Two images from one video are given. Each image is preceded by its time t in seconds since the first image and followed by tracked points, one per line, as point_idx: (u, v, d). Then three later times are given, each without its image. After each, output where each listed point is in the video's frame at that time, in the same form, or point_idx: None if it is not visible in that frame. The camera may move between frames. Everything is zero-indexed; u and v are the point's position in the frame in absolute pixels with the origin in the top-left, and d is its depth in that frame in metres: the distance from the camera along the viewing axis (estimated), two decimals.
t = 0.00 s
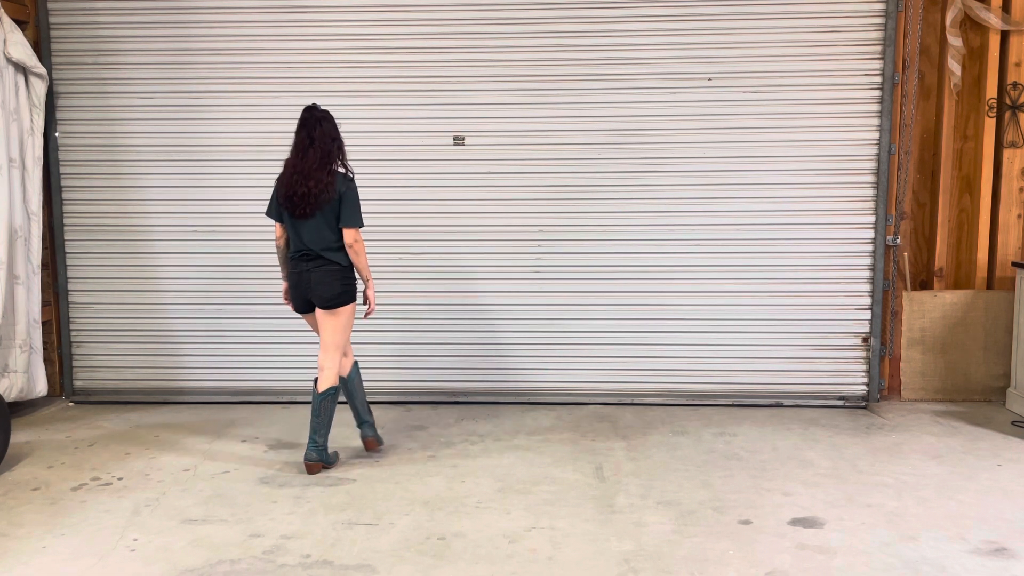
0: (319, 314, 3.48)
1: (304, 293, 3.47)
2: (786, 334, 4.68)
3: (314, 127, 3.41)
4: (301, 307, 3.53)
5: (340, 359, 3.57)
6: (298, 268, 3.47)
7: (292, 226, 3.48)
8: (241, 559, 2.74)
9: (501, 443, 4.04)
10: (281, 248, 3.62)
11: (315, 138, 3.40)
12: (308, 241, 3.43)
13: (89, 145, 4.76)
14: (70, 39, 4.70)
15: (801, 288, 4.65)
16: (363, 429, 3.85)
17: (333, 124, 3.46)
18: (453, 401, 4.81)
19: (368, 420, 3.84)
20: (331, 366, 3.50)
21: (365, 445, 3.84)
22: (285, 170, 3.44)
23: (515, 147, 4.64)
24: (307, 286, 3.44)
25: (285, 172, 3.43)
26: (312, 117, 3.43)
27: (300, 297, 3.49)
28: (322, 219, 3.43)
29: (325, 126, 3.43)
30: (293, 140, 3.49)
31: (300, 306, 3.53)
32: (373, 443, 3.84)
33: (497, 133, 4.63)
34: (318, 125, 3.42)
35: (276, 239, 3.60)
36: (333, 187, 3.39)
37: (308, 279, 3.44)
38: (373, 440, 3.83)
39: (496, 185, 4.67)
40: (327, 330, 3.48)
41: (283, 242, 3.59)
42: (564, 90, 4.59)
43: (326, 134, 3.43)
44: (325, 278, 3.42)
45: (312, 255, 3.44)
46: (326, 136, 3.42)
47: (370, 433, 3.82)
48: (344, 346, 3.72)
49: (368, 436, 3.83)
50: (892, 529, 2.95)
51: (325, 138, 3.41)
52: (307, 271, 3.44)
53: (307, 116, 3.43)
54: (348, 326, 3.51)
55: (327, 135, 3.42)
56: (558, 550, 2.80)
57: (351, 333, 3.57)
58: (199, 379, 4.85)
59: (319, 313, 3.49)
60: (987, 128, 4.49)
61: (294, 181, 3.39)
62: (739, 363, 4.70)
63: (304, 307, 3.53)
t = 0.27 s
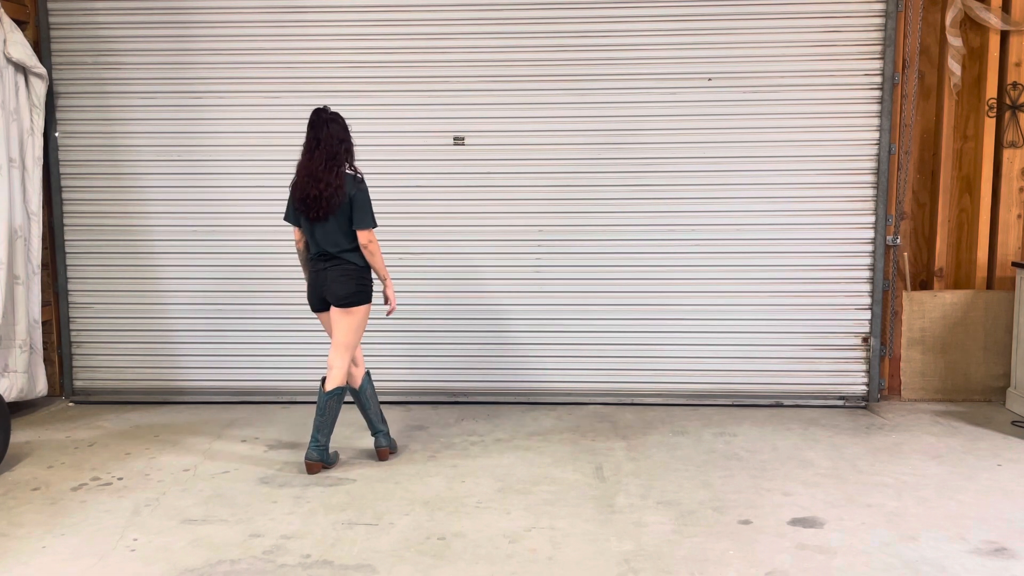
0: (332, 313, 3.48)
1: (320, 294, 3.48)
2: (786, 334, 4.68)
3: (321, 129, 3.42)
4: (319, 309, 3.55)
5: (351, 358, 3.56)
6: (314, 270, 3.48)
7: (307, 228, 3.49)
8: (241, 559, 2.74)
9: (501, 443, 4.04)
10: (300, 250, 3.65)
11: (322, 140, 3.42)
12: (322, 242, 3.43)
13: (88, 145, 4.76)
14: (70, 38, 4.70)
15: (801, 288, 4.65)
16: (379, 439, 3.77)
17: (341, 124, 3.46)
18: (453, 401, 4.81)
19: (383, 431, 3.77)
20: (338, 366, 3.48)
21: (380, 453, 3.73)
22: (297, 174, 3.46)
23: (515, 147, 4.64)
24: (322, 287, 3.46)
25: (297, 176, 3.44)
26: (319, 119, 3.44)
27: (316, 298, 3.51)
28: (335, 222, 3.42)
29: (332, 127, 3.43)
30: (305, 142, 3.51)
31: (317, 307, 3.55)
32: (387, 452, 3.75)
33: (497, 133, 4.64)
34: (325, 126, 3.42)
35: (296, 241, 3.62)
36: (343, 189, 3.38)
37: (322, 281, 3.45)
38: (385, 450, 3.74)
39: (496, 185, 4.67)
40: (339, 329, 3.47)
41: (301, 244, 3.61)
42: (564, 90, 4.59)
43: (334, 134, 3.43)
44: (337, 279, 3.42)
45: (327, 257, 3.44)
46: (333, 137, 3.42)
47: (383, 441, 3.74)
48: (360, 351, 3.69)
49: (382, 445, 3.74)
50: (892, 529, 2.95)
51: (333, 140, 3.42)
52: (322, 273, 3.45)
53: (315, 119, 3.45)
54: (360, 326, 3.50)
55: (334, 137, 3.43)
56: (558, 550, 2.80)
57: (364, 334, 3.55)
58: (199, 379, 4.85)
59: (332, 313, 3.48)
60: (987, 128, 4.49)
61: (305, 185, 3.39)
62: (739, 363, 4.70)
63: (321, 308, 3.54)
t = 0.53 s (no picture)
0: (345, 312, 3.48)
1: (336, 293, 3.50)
2: (786, 334, 4.68)
3: (331, 129, 3.43)
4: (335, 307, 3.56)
5: (360, 357, 3.56)
6: (331, 268, 3.50)
7: (323, 227, 3.51)
8: (241, 559, 2.74)
9: (501, 443, 4.04)
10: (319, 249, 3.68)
11: (332, 139, 3.42)
12: (338, 241, 3.45)
13: (88, 145, 4.76)
14: (70, 38, 4.70)
15: (801, 288, 4.65)
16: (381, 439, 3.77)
17: (353, 124, 3.45)
18: (453, 401, 4.81)
19: (387, 432, 3.78)
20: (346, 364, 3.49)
21: (382, 454, 3.74)
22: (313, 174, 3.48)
23: (515, 147, 4.64)
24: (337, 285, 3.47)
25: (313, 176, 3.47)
26: (331, 118, 3.44)
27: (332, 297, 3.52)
28: (350, 219, 3.43)
29: (342, 127, 3.43)
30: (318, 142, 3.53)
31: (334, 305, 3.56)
32: (388, 454, 3.75)
33: (497, 133, 4.64)
34: (335, 126, 3.43)
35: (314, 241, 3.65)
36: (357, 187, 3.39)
37: (338, 279, 3.46)
38: (387, 451, 3.75)
39: (496, 185, 4.67)
40: (350, 327, 3.46)
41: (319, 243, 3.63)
42: (564, 90, 4.59)
43: (344, 134, 3.43)
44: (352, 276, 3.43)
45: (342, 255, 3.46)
46: (343, 137, 3.42)
47: (385, 442, 3.74)
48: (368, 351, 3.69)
49: (384, 445, 3.74)
50: (893, 529, 2.95)
51: (343, 139, 3.42)
52: (338, 271, 3.46)
53: (326, 118, 3.46)
54: (371, 326, 3.50)
55: (345, 136, 3.42)
56: (558, 550, 2.80)
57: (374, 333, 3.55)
58: (199, 379, 4.85)
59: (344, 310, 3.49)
60: (987, 128, 4.49)
61: (320, 184, 3.41)
62: (739, 363, 4.70)
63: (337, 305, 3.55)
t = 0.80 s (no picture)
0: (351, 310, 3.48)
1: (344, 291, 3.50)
2: (786, 334, 4.68)
3: (340, 129, 3.44)
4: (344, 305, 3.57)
5: (365, 356, 3.55)
6: (340, 266, 3.51)
7: (334, 226, 3.52)
8: (241, 559, 2.74)
9: (502, 443, 4.04)
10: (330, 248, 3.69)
11: (341, 140, 3.43)
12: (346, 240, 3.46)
13: (88, 145, 4.75)
14: (70, 38, 4.70)
15: (801, 288, 4.65)
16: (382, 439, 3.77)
17: (362, 125, 3.46)
18: (453, 401, 4.81)
19: (387, 431, 3.77)
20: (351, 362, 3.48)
21: (382, 454, 3.73)
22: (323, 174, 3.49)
23: (514, 148, 4.64)
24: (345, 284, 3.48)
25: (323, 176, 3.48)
26: (341, 119, 3.46)
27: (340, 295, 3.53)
28: (359, 219, 3.44)
29: (351, 127, 3.44)
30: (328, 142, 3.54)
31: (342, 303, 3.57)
32: (388, 454, 3.75)
33: (497, 133, 4.64)
34: (343, 127, 3.44)
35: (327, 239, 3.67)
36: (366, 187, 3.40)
37: (346, 278, 3.47)
38: (387, 450, 3.74)
39: (496, 184, 4.67)
40: (356, 326, 3.46)
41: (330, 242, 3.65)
42: (564, 90, 4.59)
43: (352, 134, 3.44)
44: (358, 276, 3.43)
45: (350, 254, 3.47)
46: (352, 137, 3.43)
47: (385, 442, 3.74)
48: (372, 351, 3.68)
49: (384, 445, 3.74)
50: (893, 529, 2.95)
51: (351, 140, 3.43)
52: (346, 269, 3.47)
53: (335, 119, 3.47)
54: (377, 326, 3.50)
55: (353, 136, 3.43)
56: (559, 550, 2.80)
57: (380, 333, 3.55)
58: (199, 379, 4.85)
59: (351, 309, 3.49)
60: (987, 128, 4.49)
61: (329, 183, 3.43)
62: (739, 363, 4.70)
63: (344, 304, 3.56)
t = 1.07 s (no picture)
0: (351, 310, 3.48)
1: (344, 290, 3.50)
2: (786, 334, 4.68)
3: (345, 130, 3.44)
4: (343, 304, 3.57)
5: (366, 356, 3.55)
6: (340, 265, 3.51)
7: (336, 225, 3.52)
8: (241, 559, 2.74)
9: (502, 443, 4.04)
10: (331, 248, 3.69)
11: (347, 141, 3.43)
12: (348, 239, 3.46)
13: (88, 145, 4.76)
14: (70, 38, 4.70)
15: (801, 288, 4.65)
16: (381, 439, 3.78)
17: (367, 125, 3.45)
18: (453, 401, 4.81)
19: (387, 431, 3.77)
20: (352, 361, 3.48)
21: (381, 453, 3.73)
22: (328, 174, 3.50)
23: (514, 148, 4.64)
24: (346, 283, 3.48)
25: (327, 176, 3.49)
26: (346, 119, 3.45)
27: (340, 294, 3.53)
28: (362, 218, 3.44)
29: (356, 128, 3.44)
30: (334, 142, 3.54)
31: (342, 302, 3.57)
32: (388, 453, 3.75)
33: (497, 133, 4.64)
34: (348, 128, 3.44)
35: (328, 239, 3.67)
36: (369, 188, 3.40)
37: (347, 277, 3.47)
38: (387, 450, 3.75)
39: (496, 184, 4.67)
40: (356, 326, 3.46)
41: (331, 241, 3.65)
42: (564, 90, 4.59)
43: (358, 135, 3.44)
44: (360, 275, 3.43)
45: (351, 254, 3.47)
46: (358, 138, 3.43)
47: (384, 442, 3.74)
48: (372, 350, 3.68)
49: (384, 445, 3.74)
50: (893, 529, 2.95)
51: (357, 140, 3.43)
52: (347, 269, 3.47)
53: (340, 120, 3.46)
54: (377, 326, 3.49)
55: (359, 137, 3.43)
56: (558, 550, 2.80)
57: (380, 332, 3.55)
58: (199, 379, 4.85)
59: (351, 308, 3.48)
60: (987, 128, 4.49)
61: (332, 182, 3.43)
62: (739, 363, 4.70)
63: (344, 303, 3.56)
